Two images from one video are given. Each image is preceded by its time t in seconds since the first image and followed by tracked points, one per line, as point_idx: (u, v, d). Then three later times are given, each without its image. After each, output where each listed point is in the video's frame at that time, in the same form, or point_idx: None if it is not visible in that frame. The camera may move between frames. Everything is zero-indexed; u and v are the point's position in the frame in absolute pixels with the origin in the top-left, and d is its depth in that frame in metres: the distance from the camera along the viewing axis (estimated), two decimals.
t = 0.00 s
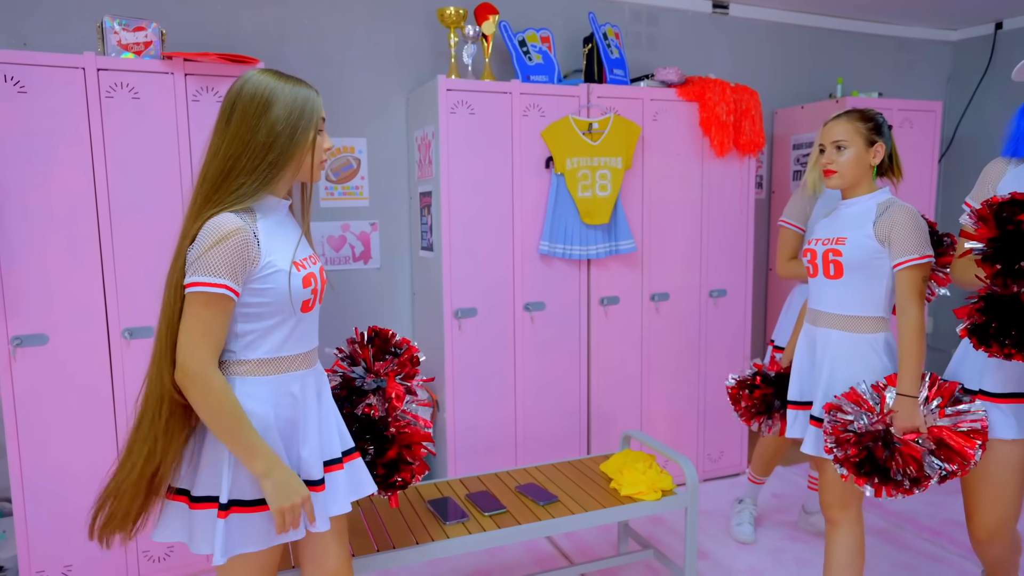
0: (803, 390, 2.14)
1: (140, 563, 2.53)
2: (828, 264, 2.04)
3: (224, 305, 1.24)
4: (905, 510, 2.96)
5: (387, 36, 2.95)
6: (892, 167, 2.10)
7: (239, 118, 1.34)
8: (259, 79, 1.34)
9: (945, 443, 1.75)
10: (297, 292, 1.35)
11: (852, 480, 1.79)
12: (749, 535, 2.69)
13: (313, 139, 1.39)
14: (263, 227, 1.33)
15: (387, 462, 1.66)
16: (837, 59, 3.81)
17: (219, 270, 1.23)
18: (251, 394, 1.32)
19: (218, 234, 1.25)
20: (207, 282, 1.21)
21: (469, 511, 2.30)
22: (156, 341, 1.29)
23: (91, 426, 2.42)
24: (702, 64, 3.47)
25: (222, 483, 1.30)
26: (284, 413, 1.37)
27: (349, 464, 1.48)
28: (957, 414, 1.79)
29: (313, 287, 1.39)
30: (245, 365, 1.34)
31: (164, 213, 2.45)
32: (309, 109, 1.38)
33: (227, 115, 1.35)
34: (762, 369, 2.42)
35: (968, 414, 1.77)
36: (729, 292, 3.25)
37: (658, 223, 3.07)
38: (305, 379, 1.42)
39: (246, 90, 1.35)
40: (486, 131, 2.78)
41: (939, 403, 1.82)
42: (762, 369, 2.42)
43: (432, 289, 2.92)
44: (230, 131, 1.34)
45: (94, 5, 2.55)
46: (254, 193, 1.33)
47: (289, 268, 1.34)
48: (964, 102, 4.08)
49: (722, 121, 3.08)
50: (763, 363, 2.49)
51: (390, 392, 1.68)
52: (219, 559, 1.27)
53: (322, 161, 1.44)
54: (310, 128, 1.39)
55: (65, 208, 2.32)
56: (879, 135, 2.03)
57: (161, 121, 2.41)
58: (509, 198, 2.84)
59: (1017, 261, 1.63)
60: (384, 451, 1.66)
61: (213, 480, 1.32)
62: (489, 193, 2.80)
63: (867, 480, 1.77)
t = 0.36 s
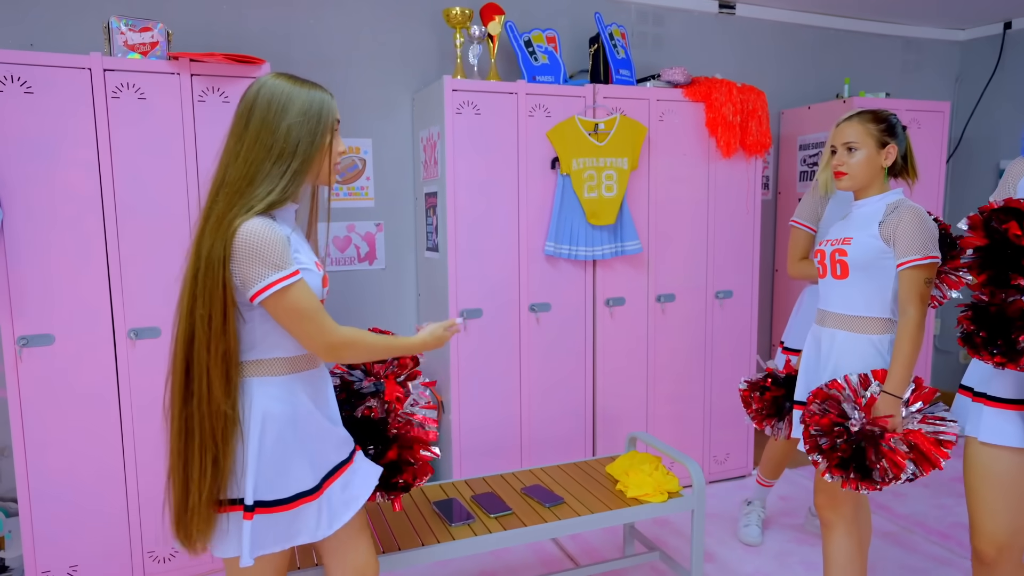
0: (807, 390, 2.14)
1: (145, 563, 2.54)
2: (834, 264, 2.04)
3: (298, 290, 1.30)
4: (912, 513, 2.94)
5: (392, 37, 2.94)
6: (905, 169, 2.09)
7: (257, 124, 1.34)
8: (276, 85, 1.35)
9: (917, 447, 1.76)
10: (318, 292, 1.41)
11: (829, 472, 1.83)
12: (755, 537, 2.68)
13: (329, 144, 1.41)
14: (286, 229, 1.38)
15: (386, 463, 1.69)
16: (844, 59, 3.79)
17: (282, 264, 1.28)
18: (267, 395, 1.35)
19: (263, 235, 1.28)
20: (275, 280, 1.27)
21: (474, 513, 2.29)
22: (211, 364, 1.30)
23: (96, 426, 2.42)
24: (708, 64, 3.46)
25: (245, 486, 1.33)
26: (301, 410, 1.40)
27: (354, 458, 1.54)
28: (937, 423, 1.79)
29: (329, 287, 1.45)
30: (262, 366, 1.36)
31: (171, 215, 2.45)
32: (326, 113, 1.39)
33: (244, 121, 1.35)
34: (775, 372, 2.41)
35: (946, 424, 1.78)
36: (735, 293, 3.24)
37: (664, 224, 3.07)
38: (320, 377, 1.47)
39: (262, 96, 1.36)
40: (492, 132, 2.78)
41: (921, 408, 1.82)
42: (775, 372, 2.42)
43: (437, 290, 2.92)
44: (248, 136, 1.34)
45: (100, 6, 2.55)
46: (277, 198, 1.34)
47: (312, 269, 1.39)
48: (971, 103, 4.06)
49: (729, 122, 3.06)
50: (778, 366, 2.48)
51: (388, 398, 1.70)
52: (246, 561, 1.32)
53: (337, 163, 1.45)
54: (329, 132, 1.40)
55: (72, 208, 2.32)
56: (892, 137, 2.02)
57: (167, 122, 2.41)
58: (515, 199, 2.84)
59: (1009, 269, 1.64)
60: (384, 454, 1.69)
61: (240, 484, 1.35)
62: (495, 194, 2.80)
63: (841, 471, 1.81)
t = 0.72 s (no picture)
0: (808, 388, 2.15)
1: (144, 563, 2.53)
2: (837, 263, 2.05)
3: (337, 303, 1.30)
4: (911, 511, 2.95)
5: (393, 37, 2.94)
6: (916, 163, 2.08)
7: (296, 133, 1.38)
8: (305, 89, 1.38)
9: (920, 451, 1.77)
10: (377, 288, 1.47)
11: (834, 479, 1.85)
12: (754, 535, 2.69)
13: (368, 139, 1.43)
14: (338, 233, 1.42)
15: (454, 446, 1.90)
16: (843, 59, 3.81)
17: (323, 272, 1.29)
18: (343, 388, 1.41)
19: (318, 235, 1.31)
20: (314, 283, 1.27)
21: (474, 512, 2.29)
22: (245, 373, 1.35)
23: (95, 425, 2.42)
24: (708, 64, 3.47)
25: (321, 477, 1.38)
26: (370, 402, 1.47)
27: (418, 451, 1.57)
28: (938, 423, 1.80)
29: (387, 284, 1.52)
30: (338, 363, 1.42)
31: (174, 214, 2.45)
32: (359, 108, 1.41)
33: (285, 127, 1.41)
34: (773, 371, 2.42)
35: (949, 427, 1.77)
36: (735, 293, 3.25)
37: (665, 224, 3.07)
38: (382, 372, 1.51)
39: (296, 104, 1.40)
40: (492, 131, 2.78)
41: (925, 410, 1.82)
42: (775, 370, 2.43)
43: (437, 289, 2.93)
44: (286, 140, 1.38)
45: (101, 5, 2.55)
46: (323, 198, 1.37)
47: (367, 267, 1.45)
48: (969, 104, 4.07)
49: (729, 122, 3.07)
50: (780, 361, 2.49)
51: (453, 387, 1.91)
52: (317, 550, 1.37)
53: (375, 152, 1.45)
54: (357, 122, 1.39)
55: (72, 207, 2.32)
56: (892, 136, 2.04)
57: (168, 121, 2.41)
58: (515, 198, 2.84)
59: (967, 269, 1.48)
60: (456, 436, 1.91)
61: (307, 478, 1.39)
62: (495, 193, 2.81)
63: (846, 478, 1.83)
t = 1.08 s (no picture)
0: (806, 399, 2.15)
1: None
2: (835, 276, 2.06)
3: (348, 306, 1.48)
4: (908, 523, 2.95)
5: (390, 50, 2.95)
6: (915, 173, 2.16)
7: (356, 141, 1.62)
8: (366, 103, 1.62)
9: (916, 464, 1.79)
10: (423, 295, 1.64)
11: (828, 493, 1.87)
12: (773, 552, 2.67)
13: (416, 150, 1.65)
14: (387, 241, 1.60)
15: (497, 446, 2.07)
16: (836, 72, 3.84)
17: (342, 276, 1.48)
18: (390, 384, 1.61)
19: (349, 241, 1.50)
20: (328, 285, 1.46)
21: (471, 526, 2.28)
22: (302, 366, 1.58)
23: (88, 440, 2.40)
24: (702, 77, 3.49)
25: (390, 469, 1.58)
26: (419, 396, 1.67)
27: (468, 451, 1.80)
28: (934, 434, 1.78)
29: (436, 290, 1.68)
30: (388, 362, 1.63)
31: (170, 228, 2.45)
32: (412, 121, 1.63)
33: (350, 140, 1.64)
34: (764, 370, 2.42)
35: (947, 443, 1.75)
36: (731, 304, 3.26)
37: (661, 237, 3.08)
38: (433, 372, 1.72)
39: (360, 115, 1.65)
40: (488, 145, 2.79)
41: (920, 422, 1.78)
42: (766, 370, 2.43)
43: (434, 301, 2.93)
44: (347, 145, 1.64)
45: (97, 18, 2.55)
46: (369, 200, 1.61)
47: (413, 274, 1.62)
48: (960, 117, 4.11)
49: (723, 134, 3.09)
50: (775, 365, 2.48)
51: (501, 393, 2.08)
52: (416, 526, 1.57)
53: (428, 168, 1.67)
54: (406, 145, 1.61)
55: (66, 221, 2.32)
56: (884, 152, 2.14)
57: (164, 134, 2.41)
58: (511, 211, 2.85)
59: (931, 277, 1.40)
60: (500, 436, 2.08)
61: (379, 472, 1.58)
62: (491, 205, 2.81)
63: (840, 492, 1.86)
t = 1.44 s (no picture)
0: (789, 408, 2.16)
1: None
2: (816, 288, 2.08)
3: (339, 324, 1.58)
4: (890, 533, 2.97)
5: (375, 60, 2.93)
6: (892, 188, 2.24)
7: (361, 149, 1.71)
8: (373, 113, 1.71)
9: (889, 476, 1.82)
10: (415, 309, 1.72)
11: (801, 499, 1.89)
12: (757, 562, 2.67)
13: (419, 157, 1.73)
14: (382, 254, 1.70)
15: (508, 453, 2.18)
16: (818, 85, 3.87)
17: (334, 290, 1.58)
18: (378, 395, 1.69)
19: (343, 255, 1.60)
20: (324, 299, 1.57)
21: (456, 539, 2.27)
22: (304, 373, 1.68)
23: (64, 454, 2.35)
24: (686, 89, 3.51)
25: (353, 478, 1.64)
26: (407, 413, 1.72)
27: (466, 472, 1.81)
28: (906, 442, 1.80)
29: (430, 304, 1.75)
30: (376, 372, 1.72)
31: (151, 237, 2.42)
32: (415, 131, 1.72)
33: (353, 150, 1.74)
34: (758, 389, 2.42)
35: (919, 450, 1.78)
36: (715, 315, 3.27)
37: (647, 248, 3.09)
38: (425, 388, 1.78)
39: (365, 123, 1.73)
40: (473, 155, 2.78)
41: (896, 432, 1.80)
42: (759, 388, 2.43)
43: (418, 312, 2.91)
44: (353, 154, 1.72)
45: (77, 26, 2.51)
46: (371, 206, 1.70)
47: (406, 288, 1.70)
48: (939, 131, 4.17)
49: (707, 146, 3.11)
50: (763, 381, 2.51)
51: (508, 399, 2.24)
52: (343, 548, 1.61)
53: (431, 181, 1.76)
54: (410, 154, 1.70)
55: (44, 231, 2.28)
56: (861, 167, 2.22)
57: (145, 143, 2.38)
58: (496, 222, 2.84)
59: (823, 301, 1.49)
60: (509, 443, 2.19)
61: (346, 479, 1.67)
62: (475, 217, 2.80)
63: (812, 501, 1.88)
